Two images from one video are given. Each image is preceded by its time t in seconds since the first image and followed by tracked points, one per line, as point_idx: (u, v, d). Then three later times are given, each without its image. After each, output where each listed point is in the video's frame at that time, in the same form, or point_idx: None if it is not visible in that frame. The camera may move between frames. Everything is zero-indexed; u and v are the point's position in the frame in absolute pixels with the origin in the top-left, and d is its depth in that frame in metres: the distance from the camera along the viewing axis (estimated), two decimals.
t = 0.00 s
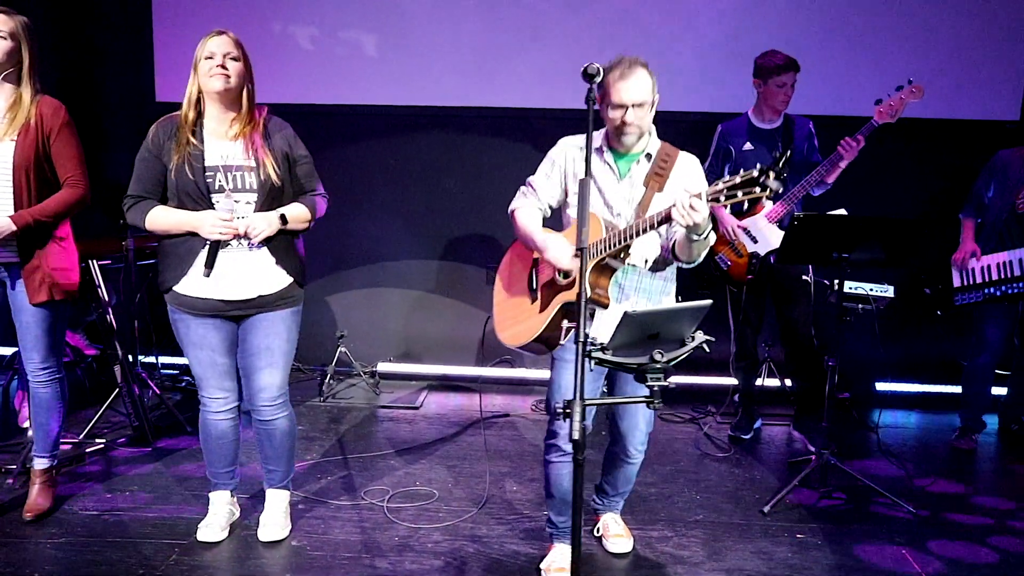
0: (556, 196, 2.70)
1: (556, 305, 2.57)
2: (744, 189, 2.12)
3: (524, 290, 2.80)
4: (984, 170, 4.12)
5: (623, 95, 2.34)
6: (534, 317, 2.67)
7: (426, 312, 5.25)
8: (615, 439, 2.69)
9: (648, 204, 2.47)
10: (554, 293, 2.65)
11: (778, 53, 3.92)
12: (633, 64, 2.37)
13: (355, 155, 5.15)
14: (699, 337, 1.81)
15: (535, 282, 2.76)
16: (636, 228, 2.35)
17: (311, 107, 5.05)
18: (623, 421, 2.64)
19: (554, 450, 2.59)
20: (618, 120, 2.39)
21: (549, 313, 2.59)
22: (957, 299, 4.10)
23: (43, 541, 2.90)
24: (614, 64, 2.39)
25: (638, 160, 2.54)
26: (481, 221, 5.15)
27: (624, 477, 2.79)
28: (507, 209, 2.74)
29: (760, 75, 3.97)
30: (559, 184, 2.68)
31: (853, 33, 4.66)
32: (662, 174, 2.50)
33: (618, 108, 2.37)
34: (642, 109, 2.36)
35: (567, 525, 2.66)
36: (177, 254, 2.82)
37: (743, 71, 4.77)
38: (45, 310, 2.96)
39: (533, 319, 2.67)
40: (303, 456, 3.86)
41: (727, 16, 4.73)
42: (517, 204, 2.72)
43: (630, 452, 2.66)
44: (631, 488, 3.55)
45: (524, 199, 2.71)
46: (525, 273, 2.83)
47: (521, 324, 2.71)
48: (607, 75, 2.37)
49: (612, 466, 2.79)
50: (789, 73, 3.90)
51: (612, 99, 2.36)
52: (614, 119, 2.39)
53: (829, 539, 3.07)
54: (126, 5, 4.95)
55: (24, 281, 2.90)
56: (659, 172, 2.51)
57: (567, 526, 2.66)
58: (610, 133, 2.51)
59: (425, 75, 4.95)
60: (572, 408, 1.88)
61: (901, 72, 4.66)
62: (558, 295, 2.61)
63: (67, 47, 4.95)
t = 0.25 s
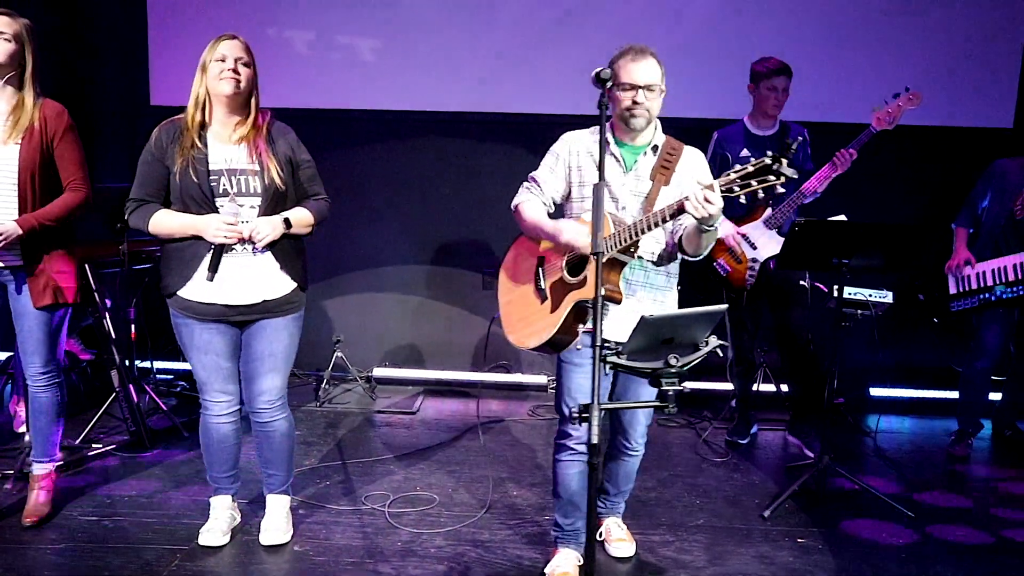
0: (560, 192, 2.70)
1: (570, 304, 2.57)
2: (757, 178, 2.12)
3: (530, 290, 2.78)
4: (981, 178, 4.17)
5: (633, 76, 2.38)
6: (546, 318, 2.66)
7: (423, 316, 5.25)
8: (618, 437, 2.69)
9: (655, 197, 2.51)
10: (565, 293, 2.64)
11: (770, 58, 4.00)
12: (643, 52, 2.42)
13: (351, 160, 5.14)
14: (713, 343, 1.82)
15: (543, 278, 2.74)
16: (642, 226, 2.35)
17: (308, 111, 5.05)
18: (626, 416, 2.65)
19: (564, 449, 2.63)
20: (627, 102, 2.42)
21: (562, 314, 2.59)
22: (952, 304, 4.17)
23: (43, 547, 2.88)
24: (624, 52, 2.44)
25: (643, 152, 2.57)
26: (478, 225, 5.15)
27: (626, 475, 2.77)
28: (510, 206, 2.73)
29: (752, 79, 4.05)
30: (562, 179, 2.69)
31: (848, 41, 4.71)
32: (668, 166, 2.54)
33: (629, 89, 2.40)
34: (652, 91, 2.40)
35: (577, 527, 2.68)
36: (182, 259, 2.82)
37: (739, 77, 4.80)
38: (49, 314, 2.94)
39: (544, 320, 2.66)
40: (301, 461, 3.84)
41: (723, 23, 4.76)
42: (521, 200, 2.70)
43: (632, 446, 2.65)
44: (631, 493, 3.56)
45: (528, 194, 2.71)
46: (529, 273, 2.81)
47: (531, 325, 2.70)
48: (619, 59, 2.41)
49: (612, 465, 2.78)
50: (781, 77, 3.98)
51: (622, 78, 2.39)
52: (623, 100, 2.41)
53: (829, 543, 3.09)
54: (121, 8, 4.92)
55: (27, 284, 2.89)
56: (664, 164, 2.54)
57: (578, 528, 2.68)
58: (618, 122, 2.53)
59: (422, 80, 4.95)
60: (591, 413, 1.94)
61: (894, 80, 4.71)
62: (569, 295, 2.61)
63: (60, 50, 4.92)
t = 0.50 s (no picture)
0: (563, 202, 2.72)
1: (574, 309, 2.55)
2: (777, 190, 2.17)
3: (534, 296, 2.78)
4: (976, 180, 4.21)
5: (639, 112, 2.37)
6: (550, 322, 2.64)
7: (417, 318, 5.25)
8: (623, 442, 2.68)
9: (661, 210, 2.52)
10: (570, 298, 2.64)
11: (762, 58, 4.02)
12: (645, 79, 2.38)
13: (345, 162, 5.11)
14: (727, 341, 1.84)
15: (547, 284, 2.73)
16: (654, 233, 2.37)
17: (301, 113, 5.01)
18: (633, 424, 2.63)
19: (568, 453, 2.59)
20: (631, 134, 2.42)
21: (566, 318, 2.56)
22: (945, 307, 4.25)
23: (44, 551, 2.87)
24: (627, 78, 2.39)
25: (647, 163, 2.57)
26: (473, 226, 5.15)
27: (631, 481, 2.78)
28: (513, 215, 2.75)
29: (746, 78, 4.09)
30: (566, 189, 2.70)
31: (840, 44, 4.75)
32: (672, 177, 2.55)
33: (631, 124, 2.39)
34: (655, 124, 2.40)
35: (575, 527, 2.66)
36: (181, 259, 2.76)
37: (733, 79, 4.83)
38: (50, 315, 2.93)
39: (548, 324, 2.64)
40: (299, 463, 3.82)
41: (717, 25, 4.78)
42: (524, 209, 2.72)
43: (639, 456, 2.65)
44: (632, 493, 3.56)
45: (531, 204, 2.71)
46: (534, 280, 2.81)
47: (534, 328, 2.68)
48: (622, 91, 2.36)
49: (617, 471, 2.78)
50: (773, 74, 3.99)
51: (626, 114, 2.36)
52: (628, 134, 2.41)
53: (829, 542, 3.12)
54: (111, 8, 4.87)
55: (27, 286, 2.87)
56: (670, 175, 2.55)
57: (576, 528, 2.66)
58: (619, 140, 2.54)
59: (416, 81, 4.93)
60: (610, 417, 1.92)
61: (886, 82, 4.75)
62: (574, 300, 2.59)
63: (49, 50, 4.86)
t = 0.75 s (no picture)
0: (562, 208, 2.71)
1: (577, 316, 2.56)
2: (781, 198, 2.17)
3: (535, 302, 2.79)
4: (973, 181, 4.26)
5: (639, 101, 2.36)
6: (553, 330, 2.66)
7: (414, 320, 5.25)
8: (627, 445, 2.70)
9: (662, 212, 2.54)
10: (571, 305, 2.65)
11: (772, 66, 3.96)
12: (643, 73, 2.40)
13: (342, 164, 5.11)
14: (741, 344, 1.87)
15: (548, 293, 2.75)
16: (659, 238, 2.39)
17: (298, 114, 5.01)
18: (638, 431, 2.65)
19: (571, 459, 2.60)
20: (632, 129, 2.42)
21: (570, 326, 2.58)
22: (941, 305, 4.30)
23: (47, 555, 2.86)
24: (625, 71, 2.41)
25: (648, 167, 2.58)
26: (470, 228, 5.16)
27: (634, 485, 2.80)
28: (513, 222, 2.73)
29: (752, 88, 4.03)
30: (565, 194, 2.70)
31: (836, 48, 4.79)
32: (672, 180, 2.57)
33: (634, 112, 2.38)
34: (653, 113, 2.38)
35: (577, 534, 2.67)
36: (182, 260, 2.74)
37: (730, 82, 4.86)
38: (50, 319, 2.90)
39: (551, 332, 2.66)
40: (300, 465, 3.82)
41: (714, 28, 4.80)
42: (524, 216, 2.69)
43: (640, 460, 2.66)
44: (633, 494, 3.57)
45: (531, 211, 2.69)
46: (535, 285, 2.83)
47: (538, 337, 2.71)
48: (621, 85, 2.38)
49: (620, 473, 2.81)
50: (783, 88, 3.95)
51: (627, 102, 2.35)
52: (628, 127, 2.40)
53: (830, 542, 3.14)
54: (108, 10, 4.86)
55: (27, 290, 2.85)
56: (669, 179, 2.57)
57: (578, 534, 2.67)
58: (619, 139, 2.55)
59: (414, 83, 4.93)
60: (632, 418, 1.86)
61: (881, 86, 4.79)
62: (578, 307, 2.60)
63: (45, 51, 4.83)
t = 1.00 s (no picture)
0: (556, 204, 2.70)
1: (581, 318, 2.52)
2: (786, 200, 2.19)
3: (532, 305, 2.73)
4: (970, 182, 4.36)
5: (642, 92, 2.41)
6: (551, 335, 2.62)
7: (412, 323, 5.26)
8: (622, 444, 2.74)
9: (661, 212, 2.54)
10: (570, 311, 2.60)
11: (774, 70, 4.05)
12: (643, 67, 2.46)
13: (341, 166, 5.11)
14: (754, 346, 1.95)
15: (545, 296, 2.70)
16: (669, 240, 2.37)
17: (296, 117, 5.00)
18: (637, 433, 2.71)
19: (572, 467, 2.61)
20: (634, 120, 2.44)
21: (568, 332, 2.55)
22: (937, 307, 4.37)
23: (50, 560, 2.85)
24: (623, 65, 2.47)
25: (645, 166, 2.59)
26: (469, 231, 5.17)
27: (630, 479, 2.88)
28: (507, 218, 2.73)
29: (754, 90, 4.10)
30: (561, 193, 2.69)
31: (832, 53, 4.83)
32: (669, 180, 2.57)
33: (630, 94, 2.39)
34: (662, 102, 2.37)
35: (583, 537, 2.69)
36: (184, 262, 2.73)
37: (728, 86, 4.89)
38: (43, 326, 2.88)
39: (553, 336, 2.61)
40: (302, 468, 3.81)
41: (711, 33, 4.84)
42: (518, 214, 2.69)
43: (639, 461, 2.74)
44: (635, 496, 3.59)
45: (526, 208, 2.69)
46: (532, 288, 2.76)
47: (535, 343, 2.66)
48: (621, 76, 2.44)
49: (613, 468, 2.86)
50: (784, 90, 4.03)
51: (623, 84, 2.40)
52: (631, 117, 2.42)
53: (832, 542, 3.16)
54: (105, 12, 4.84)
55: (20, 296, 2.84)
56: (665, 178, 2.57)
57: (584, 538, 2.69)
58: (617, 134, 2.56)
59: (413, 86, 4.94)
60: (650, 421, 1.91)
61: (875, 91, 4.84)
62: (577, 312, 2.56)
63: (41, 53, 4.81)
